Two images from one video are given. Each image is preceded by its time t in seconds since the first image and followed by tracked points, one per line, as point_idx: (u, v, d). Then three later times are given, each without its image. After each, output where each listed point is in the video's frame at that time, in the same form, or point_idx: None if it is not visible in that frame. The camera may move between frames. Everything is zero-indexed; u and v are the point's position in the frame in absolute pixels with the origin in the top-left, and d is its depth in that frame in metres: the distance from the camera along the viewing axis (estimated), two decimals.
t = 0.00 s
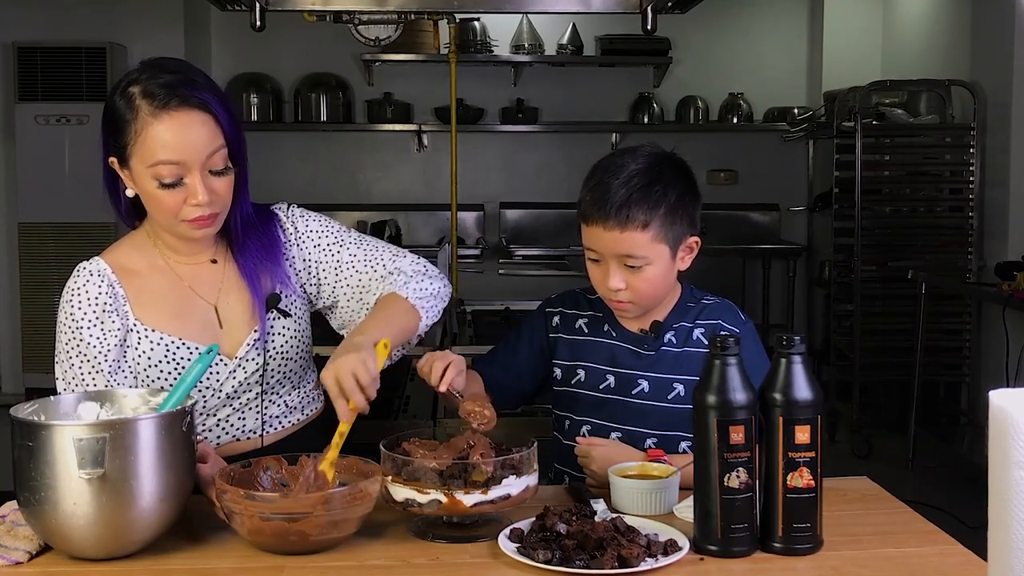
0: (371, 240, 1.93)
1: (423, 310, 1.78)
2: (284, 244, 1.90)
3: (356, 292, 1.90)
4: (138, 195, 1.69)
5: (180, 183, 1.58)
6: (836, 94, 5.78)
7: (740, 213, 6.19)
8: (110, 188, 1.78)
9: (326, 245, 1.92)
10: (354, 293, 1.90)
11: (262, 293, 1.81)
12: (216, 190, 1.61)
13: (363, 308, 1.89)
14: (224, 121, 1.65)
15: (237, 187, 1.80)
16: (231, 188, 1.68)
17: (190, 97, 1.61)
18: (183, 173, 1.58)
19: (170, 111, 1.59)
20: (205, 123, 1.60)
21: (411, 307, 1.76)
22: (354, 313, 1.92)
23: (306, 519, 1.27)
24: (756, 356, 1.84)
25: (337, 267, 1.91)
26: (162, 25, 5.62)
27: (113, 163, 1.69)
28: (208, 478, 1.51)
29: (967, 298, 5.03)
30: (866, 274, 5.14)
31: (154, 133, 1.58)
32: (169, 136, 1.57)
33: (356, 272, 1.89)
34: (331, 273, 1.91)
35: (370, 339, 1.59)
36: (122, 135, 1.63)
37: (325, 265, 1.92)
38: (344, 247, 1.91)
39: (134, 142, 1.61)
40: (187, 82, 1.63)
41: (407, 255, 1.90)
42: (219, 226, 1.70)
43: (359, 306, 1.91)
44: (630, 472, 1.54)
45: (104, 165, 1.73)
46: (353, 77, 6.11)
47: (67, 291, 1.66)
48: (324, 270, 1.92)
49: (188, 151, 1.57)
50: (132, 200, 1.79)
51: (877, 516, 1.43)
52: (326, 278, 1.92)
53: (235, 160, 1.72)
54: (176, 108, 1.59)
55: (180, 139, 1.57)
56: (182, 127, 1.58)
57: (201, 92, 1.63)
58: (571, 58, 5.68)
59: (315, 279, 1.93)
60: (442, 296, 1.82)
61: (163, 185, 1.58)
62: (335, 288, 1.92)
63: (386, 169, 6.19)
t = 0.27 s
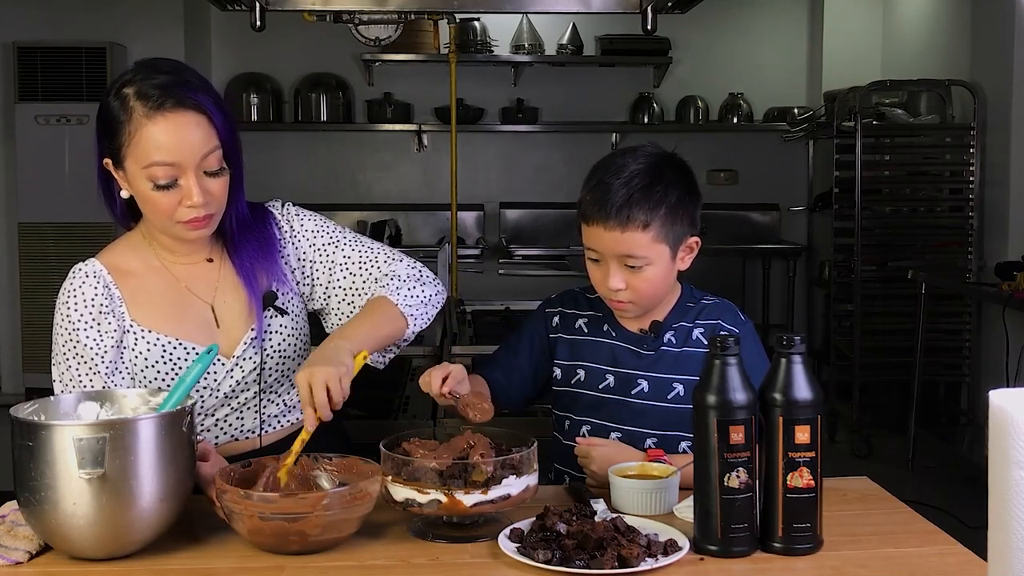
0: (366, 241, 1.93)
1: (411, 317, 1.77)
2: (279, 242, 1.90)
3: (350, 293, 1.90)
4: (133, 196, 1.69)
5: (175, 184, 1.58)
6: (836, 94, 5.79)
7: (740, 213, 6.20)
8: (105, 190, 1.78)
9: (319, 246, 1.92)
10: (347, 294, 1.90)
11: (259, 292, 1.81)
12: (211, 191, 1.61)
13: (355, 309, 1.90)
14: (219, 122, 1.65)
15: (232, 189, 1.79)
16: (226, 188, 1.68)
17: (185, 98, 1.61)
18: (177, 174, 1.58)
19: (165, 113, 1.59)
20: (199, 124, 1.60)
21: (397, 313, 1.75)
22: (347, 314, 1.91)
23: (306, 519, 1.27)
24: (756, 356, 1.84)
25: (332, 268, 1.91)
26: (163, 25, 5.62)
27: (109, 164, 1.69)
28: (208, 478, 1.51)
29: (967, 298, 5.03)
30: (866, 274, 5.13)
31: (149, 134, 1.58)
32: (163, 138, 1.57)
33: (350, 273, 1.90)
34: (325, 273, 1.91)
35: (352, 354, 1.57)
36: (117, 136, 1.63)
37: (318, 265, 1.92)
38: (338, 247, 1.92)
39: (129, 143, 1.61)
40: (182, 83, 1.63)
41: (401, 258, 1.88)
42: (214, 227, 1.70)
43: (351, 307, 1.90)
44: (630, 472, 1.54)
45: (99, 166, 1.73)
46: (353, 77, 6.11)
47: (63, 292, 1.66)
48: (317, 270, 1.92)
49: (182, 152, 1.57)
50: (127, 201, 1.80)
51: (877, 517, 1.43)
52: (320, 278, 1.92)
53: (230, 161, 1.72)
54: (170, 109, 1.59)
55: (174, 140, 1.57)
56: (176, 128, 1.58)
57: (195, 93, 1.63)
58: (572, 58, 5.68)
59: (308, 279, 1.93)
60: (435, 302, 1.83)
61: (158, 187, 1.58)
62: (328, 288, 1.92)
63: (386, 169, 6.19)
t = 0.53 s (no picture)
0: (370, 252, 1.96)
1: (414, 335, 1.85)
2: (278, 243, 1.91)
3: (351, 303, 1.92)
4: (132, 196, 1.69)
5: (176, 183, 1.58)
6: (836, 94, 5.79)
7: (740, 213, 6.20)
8: (103, 191, 1.78)
9: (325, 254, 1.93)
10: (349, 304, 1.92)
11: (258, 291, 1.81)
12: (211, 189, 1.61)
13: (356, 320, 1.91)
14: (218, 120, 1.65)
15: (230, 189, 1.79)
16: (226, 187, 1.68)
17: (184, 97, 1.61)
18: (177, 173, 1.58)
19: (164, 112, 1.59)
20: (198, 122, 1.60)
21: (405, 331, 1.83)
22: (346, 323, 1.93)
23: (306, 519, 1.27)
24: (756, 356, 1.84)
25: (336, 276, 1.92)
26: (162, 25, 5.62)
27: (107, 165, 1.69)
28: (207, 477, 1.51)
29: (967, 298, 5.03)
30: (866, 274, 5.13)
31: (148, 133, 1.58)
32: (163, 137, 1.57)
33: (355, 283, 1.91)
34: (328, 281, 1.92)
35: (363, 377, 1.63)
36: (116, 136, 1.62)
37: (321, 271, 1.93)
38: (343, 256, 1.93)
39: (128, 143, 1.60)
40: (181, 82, 1.63)
41: (405, 274, 1.94)
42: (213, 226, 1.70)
43: (351, 317, 1.92)
44: (630, 472, 1.54)
45: (98, 167, 1.73)
46: (353, 77, 6.11)
47: (62, 293, 1.66)
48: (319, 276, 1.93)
49: (182, 151, 1.57)
50: (125, 202, 1.79)
51: (877, 517, 1.43)
52: (322, 285, 1.93)
53: (230, 160, 1.72)
54: (169, 108, 1.59)
55: (173, 139, 1.57)
56: (175, 127, 1.58)
57: (193, 92, 1.63)
58: (571, 58, 5.68)
59: (309, 284, 1.93)
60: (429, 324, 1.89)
61: (158, 186, 1.58)
62: (329, 296, 1.93)
63: (386, 169, 6.19)
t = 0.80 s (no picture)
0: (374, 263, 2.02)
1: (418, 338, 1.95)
2: (284, 247, 1.91)
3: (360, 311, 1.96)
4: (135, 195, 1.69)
5: (180, 181, 1.58)
6: (835, 94, 5.79)
7: (740, 213, 6.20)
8: (106, 190, 1.78)
9: (336, 262, 1.96)
10: (359, 312, 1.96)
11: (260, 293, 1.81)
12: (215, 188, 1.61)
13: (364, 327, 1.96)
14: (222, 119, 1.65)
15: (234, 187, 1.80)
16: (230, 186, 1.68)
17: (189, 95, 1.61)
18: (182, 171, 1.58)
19: (169, 110, 1.59)
20: (203, 122, 1.60)
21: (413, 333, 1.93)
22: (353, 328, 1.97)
23: (306, 519, 1.27)
24: (756, 355, 1.84)
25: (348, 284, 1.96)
26: (162, 25, 5.62)
27: (110, 164, 1.69)
28: (207, 477, 1.51)
29: (967, 298, 5.03)
30: (866, 274, 5.13)
31: (154, 132, 1.58)
32: (168, 136, 1.57)
33: (366, 291, 1.96)
34: (339, 289, 1.95)
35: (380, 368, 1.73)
36: (120, 135, 1.62)
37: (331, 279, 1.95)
38: (353, 265, 1.97)
39: (132, 142, 1.60)
40: (185, 81, 1.63)
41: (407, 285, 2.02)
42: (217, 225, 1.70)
43: (361, 321, 1.96)
44: (630, 472, 1.54)
45: (101, 166, 1.72)
46: (353, 77, 6.11)
47: (63, 292, 1.66)
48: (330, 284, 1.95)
49: (187, 150, 1.57)
50: (128, 200, 1.79)
51: (877, 516, 1.43)
52: (331, 292, 1.96)
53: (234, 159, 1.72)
54: (175, 106, 1.59)
55: (178, 138, 1.57)
56: (181, 125, 1.58)
57: (198, 90, 1.63)
58: (571, 57, 5.68)
59: (318, 290, 1.95)
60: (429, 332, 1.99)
61: (163, 184, 1.58)
62: (338, 303, 1.96)
63: (386, 169, 6.19)
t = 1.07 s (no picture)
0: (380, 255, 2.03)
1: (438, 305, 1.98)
2: (289, 246, 1.92)
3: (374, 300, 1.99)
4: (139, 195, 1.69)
5: (185, 181, 1.58)
6: (835, 94, 5.79)
7: (740, 213, 6.20)
8: (110, 189, 1.78)
9: (347, 256, 1.97)
10: (375, 300, 1.98)
11: (265, 292, 1.82)
12: (221, 188, 1.61)
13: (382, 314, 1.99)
14: (227, 119, 1.65)
15: (239, 187, 1.81)
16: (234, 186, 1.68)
17: (194, 96, 1.61)
18: (187, 171, 1.58)
19: (174, 111, 1.59)
20: (208, 122, 1.60)
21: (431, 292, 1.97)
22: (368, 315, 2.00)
23: (306, 519, 1.27)
24: (756, 355, 1.84)
25: (360, 274, 1.98)
26: (162, 25, 5.62)
27: (115, 164, 1.69)
28: (208, 478, 1.51)
29: (967, 298, 5.03)
30: (866, 274, 5.13)
31: (159, 132, 1.58)
32: (173, 136, 1.57)
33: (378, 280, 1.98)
34: (351, 278, 1.97)
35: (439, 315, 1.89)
36: (125, 135, 1.62)
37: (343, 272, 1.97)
38: (362, 257, 1.99)
39: (137, 141, 1.60)
40: (190, 81, 1.63)
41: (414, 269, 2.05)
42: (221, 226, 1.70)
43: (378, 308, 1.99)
44: (630, 472, 1.54)
45: (105, 166, 1.72)
46: (353, 77, 6.11)
47: (67, 291, 1.66)
48: (343, 277, 1.97)
49: (192, 150, 1.57)
50: (132, 200, 1.79)
51: (877, 517, 1.43)
52: (343, 283, 1.97)
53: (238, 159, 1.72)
54: (180, 107, 1.59)
55: (183, 139, 1.57)
56: (186, 125, 1.58)
57: (203, 91, 1.63)
58: (571, 58, 5.68)
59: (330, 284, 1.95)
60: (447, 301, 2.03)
61: (168, 184, 1.58)
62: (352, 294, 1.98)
63: (386, 169, 6.19)
